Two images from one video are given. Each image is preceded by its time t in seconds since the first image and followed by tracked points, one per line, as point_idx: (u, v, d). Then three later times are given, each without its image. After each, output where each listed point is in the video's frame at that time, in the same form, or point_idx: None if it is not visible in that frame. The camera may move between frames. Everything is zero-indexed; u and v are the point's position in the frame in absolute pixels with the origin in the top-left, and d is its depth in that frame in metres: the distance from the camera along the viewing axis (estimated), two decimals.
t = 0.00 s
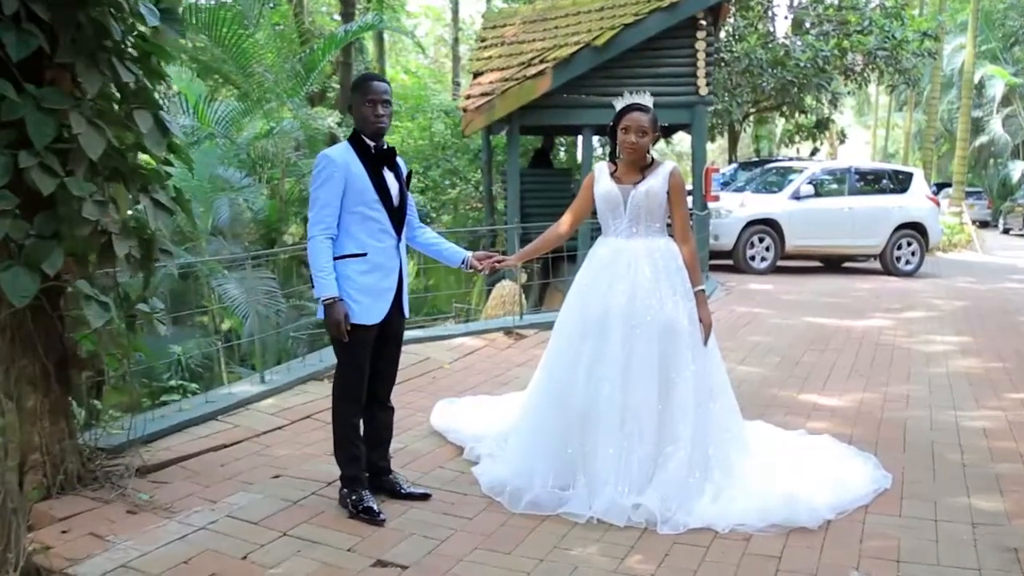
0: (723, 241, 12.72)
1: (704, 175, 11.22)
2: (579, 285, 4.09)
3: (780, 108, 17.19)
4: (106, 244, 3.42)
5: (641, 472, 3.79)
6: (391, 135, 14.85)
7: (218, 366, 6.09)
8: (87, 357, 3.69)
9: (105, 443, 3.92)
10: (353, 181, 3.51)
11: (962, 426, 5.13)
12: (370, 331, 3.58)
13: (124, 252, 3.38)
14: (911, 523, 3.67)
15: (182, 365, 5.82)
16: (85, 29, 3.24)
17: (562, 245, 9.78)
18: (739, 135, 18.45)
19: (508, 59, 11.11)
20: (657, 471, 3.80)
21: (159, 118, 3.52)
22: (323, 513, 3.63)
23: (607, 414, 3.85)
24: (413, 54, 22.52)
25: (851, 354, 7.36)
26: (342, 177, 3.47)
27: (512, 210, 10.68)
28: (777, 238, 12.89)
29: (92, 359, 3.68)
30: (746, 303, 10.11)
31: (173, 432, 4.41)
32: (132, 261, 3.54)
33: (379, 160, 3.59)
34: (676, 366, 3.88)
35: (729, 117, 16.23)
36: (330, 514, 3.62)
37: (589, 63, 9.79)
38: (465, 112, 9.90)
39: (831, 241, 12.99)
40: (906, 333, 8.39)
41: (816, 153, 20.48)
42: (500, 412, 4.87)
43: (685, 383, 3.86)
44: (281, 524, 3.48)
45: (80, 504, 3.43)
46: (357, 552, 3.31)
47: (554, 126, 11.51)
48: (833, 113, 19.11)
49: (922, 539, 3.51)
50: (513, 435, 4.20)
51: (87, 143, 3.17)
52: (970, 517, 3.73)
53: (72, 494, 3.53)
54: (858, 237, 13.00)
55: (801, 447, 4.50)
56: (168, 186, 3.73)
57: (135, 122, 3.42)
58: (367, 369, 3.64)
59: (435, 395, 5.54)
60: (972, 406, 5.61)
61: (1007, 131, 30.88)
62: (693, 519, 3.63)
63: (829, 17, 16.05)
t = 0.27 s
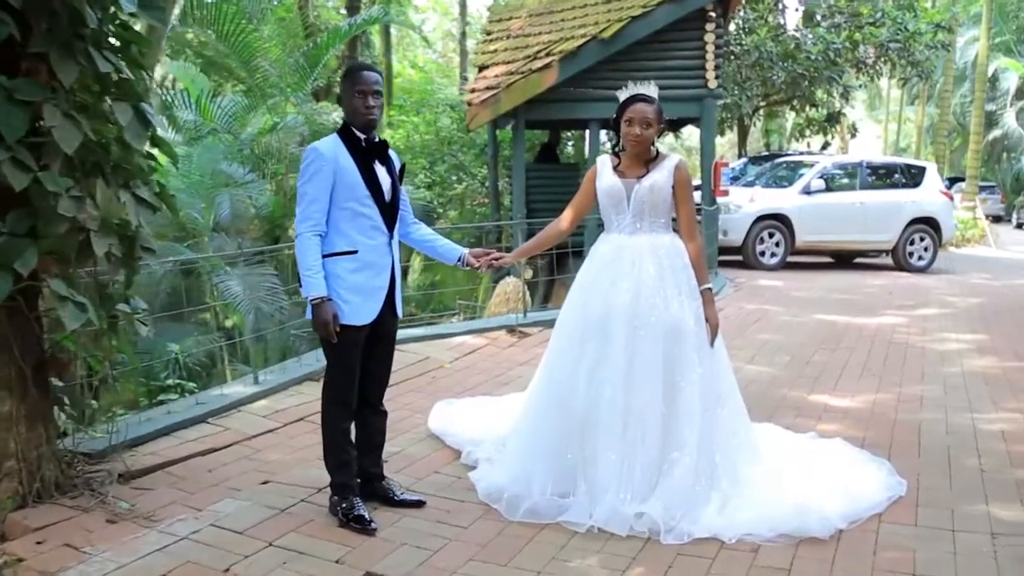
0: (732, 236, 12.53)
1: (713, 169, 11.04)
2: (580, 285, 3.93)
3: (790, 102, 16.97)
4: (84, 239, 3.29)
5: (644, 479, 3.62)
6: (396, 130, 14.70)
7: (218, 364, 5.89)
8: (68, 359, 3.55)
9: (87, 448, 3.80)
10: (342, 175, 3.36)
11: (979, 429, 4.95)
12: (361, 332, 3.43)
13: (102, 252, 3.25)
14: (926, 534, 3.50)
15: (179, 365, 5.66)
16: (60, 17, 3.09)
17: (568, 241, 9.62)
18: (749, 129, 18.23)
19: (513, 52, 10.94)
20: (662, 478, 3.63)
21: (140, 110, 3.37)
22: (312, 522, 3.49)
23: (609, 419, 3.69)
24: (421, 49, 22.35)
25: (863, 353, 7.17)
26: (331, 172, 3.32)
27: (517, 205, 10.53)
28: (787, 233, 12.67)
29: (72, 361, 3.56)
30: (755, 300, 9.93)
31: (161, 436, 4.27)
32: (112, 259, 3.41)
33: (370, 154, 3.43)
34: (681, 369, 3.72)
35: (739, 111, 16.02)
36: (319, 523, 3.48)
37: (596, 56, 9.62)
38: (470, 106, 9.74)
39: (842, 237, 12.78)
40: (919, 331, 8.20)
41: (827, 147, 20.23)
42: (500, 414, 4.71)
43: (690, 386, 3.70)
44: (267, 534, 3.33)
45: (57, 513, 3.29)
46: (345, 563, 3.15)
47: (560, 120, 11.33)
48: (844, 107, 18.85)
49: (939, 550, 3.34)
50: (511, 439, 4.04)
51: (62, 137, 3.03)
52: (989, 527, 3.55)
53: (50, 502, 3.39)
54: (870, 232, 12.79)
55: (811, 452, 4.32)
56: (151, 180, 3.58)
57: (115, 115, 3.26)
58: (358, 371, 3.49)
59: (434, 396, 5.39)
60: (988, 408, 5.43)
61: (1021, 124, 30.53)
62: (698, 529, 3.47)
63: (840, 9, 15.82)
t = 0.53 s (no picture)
0: (744, 233, 12.34)
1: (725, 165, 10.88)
2: (581, 285, 3.80)
3: (802, 97, 16.78)
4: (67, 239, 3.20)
5: (647, 486, 3.49)
6: (405, 125, 14.58)
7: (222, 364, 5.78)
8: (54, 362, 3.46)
9: (75, 453, 3.69)
10: (332, 171, 3.24)
11: (996, 433, 4.79)
12: (352, 335, 3.31)
13: (85, 251, 3.15)
14: (941, 545, 3.35)
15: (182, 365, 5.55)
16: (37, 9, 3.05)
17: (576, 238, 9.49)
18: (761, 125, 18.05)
19: (521, 47, 10.82)
20: (665, 485, 3.50)
21: (125, 103, 3.28)
22: (303, 531, 3.37)
23: (611, 423, 3.56)
24: (432, 46, 22.23)
25: (876, 352, 7.02)
26: (320, 168, 3.21)
27: (525, 201, 10.40)
28: (799, 230, 12.51)
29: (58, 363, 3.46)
30: (767, 298, 9.77)
31: (153, 440, 4.16)
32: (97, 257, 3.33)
33: (361, 149, 3.33)
34: (685, 372, 3.58)
35: (750, 107, 15.85)
36: (311, 532, 3.36)
37: (605, 50, 9.49)
38: (478, 102, 9.62)
39: (855, 233, 12.59)
40: (933, 329, 8.03)
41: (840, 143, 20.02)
42: (501, 417, 4.59)
43: (695, 390, 3.56)
44: (256, 543, 3.21)
45: (39, 522, 3.19)
46: None
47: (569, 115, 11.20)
48: (857, 101, 18.63)
49: (955, 563, 3.19)
50: (511, 444, 3.92)
51: (42, 131, 2.95)
52: (1007, 538, 3.41)
53: (32, 509, 3.29)
54: (883, 228, 12.61)
55: (821, 457, 4.19)
56: (139, 177, 3.50)
57: (97, 108, 3.18)
58: (350, 374, 3.37)
59: (436, 398, 5.27)
60: (1005, 410, 5.28)
61: None
62: (703, 539, 3.34)
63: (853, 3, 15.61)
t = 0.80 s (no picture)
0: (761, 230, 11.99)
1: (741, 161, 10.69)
2: (584, 287, 3.65)
3: (820, 92, 16.52)
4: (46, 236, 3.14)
5: (653, 499, 3.35)
6: (419, 122, 14.44)
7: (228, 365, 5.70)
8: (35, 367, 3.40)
9: (63, 461, 3.59)
10: (322, 169, 3.12)
11: (1019, 440, 4.61)
12: (344, 340, 3.18)
13: (67, 254, 3.09)
14: (961, 562, 3.19)
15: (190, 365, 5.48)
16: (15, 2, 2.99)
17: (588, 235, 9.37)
18: (778, 120, 17.81)
19: (534, 42, 10.67)
20: (670, 497, 3.36)
21: (107, 100, 3.21)
22: (294, 544, 3.24)
23: (613, 431, 3.41)
24: (449, 41, 22.07)
25: (895, 354, 6.83)
26: (310, 166, 3.08)
27: (538, 198, 10.25)
28: (817, 227, 12.26)
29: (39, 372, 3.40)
30: (784, 297, 9.57)
31: (147, 446, 4.06)
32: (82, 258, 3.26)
33: (352, 147, 3.20)
34: (691, 378, 3.43)
35: (767, 102, 15.63)
36: (303, 546, 3.23)
37: (619, 45, 9.33)
38: (489, 98, 9.48)
39: (874, 230, 12.35)
40: (954, 329, 7.83)
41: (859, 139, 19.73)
42: (504, 423, 4.45)
43: (702, 397, 3.41)
44: (245, 557, 3.09)
45: (19, 535, 3.09)
46: None
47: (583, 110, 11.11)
48: (876, 96, 18.34)
49: None
50: (512, 452, 3.78)
51: (20, 129, 2.90)
52: None
53: (15, 521, 3.19)
54: (902, 225, 12.38)
55: (836, 465, 4.02)
56: (127, 175, 3.42)
57: (77, 105, 3.10)
58: (343, 380, 3.25)
59: (441, 402, 5.13)
60: None
61: None
62: (710, 554, 3.20)
63: None
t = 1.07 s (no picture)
0: (779, 229, 11.85)
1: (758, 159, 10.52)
2: (590, 290, 3.53)
3: (839, 90, 16.30)
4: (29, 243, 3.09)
5: (660, 510, 3.22)
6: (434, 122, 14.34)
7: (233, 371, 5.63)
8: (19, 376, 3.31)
9: (53, 469, 3.51)
10: (317, 169, 3.00)
11: None
12: (339, 346, 3.07)
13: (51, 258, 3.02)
14: None
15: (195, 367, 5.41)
16: None
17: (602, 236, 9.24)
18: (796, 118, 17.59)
19: (548, 41, 10.54)
20: (679, 508, 3.23)
21: (95, 98, 3.12)
22: (287, 557, 3.13)
23: (620, 440, 3.28)
24: (466, 41, 21.95)
25: (914, 356, 6.65)
26: (303, 166, 2.97)
27: (553, 198, 10.12)
28: (835, 227, 12.06)
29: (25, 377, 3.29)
30: (801, 297, 9.41)
31: (143, 453, 3.97)
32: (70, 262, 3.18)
33: (349, 146, 3.08)
34: (701, 384, 3.30)
35: (785, 100, 15.43)
36: (297, 558, 3.12)
37: (634, 43, 9.18)
38: (502, 97, 9.36)
39: (894, 229, 12.13)
40: (976, 330, 7.64)
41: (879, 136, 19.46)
42: (509, 429, 4.33)
43: (711, 404, 3.28)
44: (236, 571, 2.99)
45: (4, 549, 3.01)
46: None
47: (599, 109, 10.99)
48: (896, 93, 18.07)
49: None
50: (517, 461, 3.67)
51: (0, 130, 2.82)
52: None
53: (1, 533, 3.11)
54: (922, 224, 12.18)
55: (852, 474, 3.87)
56: (119, 176, 3.35)
57: (64, 103, 3.02)
58: (338, 387, 3.14)
59: (447, 408, 5.02)
60: None
61: None
62: (720, 569, 3.06)
63: None
